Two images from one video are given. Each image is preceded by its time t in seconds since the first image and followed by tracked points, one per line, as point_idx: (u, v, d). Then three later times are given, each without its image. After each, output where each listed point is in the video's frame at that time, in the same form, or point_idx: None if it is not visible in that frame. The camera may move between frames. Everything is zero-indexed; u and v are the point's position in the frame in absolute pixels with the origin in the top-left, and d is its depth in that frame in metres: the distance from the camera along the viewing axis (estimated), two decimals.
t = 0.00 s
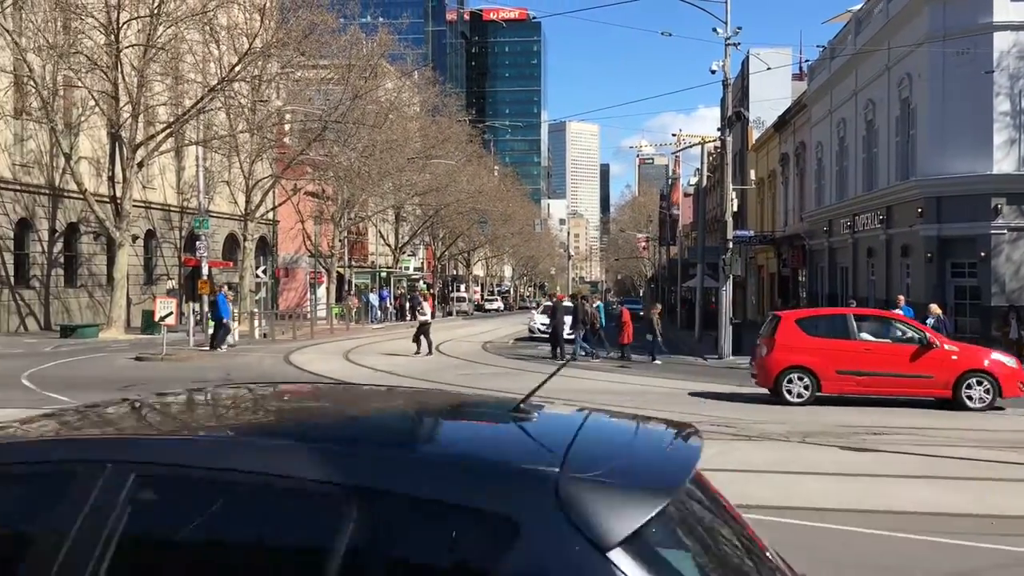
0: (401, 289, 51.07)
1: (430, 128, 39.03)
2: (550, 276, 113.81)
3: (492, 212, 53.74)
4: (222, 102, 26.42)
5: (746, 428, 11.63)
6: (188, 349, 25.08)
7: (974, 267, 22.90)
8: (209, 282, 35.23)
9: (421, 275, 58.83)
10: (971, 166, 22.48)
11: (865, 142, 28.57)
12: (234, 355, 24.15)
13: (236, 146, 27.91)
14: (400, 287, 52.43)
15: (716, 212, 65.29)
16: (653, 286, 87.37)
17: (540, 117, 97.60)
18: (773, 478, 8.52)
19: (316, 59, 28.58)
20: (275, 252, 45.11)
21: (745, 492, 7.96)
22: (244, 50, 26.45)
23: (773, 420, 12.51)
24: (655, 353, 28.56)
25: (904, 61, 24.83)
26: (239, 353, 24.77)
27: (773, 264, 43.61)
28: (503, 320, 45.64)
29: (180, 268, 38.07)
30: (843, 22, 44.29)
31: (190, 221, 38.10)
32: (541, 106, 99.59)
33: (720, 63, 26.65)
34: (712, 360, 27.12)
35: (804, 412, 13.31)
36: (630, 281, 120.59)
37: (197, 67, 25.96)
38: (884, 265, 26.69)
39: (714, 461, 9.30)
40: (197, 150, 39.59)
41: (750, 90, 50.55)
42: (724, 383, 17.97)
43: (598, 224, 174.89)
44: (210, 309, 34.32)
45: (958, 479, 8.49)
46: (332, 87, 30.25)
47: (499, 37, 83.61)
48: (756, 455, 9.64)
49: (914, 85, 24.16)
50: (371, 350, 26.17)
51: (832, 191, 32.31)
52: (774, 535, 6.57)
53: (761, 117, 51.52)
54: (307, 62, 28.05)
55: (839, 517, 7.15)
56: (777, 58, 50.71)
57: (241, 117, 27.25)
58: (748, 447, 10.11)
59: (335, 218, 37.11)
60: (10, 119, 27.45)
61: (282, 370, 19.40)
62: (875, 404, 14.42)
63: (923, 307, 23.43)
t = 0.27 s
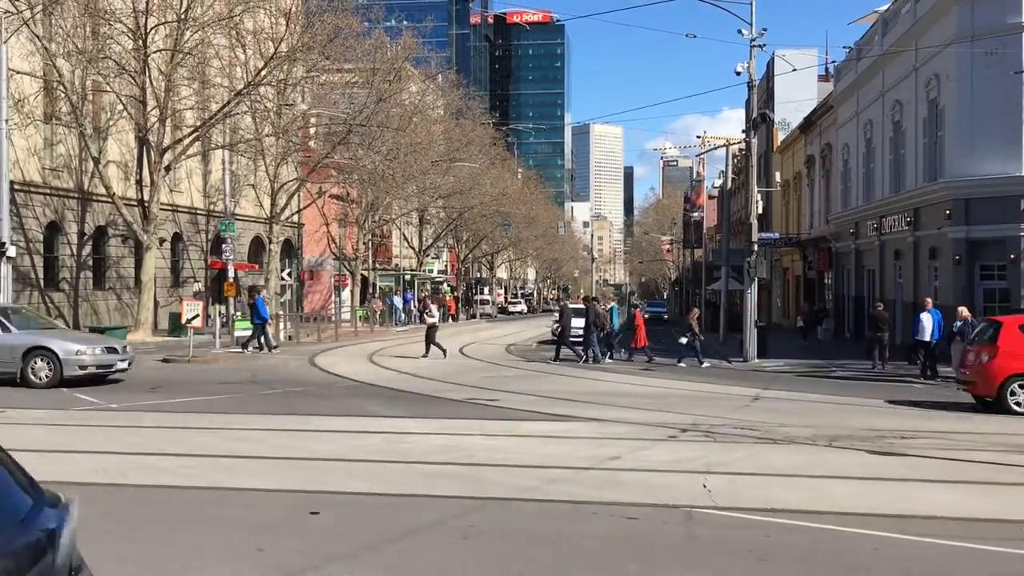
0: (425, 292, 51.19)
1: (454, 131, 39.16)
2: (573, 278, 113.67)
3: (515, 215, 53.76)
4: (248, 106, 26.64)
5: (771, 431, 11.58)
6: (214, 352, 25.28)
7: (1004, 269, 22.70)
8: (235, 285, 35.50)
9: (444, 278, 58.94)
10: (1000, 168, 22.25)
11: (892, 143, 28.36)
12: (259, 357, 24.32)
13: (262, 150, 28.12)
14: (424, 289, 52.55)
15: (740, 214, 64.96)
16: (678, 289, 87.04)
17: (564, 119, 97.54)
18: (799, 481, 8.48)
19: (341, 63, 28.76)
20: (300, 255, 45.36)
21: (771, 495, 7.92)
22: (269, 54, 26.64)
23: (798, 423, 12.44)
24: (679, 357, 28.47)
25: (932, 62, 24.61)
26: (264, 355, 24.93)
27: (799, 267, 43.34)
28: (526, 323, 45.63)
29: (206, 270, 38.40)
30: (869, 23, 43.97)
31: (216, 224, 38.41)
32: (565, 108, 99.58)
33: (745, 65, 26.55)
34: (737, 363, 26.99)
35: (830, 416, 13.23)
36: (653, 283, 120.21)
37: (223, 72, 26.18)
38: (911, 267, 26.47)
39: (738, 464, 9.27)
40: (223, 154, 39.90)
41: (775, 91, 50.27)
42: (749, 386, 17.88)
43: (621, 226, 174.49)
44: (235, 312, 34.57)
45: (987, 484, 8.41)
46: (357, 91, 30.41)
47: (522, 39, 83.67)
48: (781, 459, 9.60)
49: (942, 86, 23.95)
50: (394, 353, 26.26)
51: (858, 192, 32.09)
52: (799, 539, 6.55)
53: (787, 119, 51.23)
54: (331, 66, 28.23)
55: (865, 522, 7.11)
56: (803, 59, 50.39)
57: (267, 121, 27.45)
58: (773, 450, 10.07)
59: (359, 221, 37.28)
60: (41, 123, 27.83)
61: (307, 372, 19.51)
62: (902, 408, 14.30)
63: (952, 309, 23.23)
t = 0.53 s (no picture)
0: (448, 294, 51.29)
1: (476, 134, 39.26)
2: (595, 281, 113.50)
3: (537, 217, 53.77)
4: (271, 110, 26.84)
5: (795, 434, 11.50)
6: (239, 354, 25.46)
7: None
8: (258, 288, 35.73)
9: (467, 280, 59.02)
10: None
11: (917, 144, 28.12)
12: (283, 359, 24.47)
13: (286, 153, 28.31)
14: (446, 292, 52.63)
15: (764, 215, 64.62)
16: (700, 291, 86.70)
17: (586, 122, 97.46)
18: (824, 485, 8.42)
19: (363, 67, 28.90)
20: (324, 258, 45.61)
21: (795, 499, 7.87)
22: (293, 58, 26.81)
23: (822, 427, 12.36)
24: (703, 360, 28.34)
25: (958, 62, 24.39)
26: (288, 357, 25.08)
27: (823, 269, 43.03)
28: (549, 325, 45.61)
29: (230, 273, 38.66)
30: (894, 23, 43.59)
31: (240, 227, 38.70)
32: (587, 111, 99.53)
33: (768, 66, 26.44)
34: (761, 366, 26.90)
35: (854, 419, 13.14)
36: (676, 286, 119.83)
37: (247, 76, 26.38)
38: (937, 269, 26.22)
39: (762, 467, 9.22)
40: (246, 158, 40.23)
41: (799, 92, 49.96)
42: (772, 389, 17.78)
43: (643, 229, 174.09)
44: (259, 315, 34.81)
45: (1014, 489, 8.31)
46: (379, 94, 30.55)
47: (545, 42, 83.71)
48: (805, 463, 9.54)
49: (968, 87, 23.73)
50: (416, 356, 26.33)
51: (883, 194, 31.84)
52: (823, 544, 6.50)
53: (811, 120, 50.90)
54: (354, 70, 28.40)
55: (890, 526, 7.05)
56: (828, 60, 50.04)
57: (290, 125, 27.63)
58: (796, 454, 10.00)
59: (382, 223, 37.42)
60: (69, 128, 28.15)
61: (330, 374, 19.63)
62: (927, 412, 14.16)
63: (978, 312, 23.00)
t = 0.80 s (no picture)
0: (469, 297, 51.31)
1: (497, 137, 39.28)
2: (617, 283, 113.27)
3: (558, 220, 53.74)
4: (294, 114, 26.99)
5: (819, 437, 11.43)
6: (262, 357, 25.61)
7: None
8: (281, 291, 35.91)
9: (488, 283, 59.02)
10: None
11: (942, 145, 27.86)
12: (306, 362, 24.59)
13: (308, 157, 28.45)
14: (467, 294, 52.70)
15: (786, 217, 64.26)
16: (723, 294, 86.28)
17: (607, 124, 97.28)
18: (848, 488, 8.36)
19: (385, 70, 28.99)
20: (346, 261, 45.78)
21: (819, 502, 7.82)
22: (315, 62, 26.96)
23: (847, 430, 12.27)
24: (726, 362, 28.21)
25: (983, 62, 24.14)
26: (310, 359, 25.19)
27: (847, 271, 42.71)
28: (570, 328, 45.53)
29: (253, 275, 38.91)
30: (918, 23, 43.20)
31: (263, 231, 38.93)
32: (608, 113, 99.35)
33: (790, 67, 26.31)
34: (785, 369, 26.74)
35: (879, 423, 13.04)
36: (698, 288, 119.33)
37: (270, 81, 26.54)
38: (963, 271, 25.96)
39: (786, 471, 9.17)
40: (268, 162, 40.50)
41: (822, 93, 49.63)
42: (796, 392, 17.66)
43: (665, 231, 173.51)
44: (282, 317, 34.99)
45: None
46: (400, 98, 30.63)
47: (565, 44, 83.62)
48: (829, 466, 9.47)
49: (994, 86, 23.48)
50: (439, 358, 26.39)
51: (908, 195, 31.57)
52: (848, 547, 6.46)
53: (834, 121, 50.58)
54: (376, 74, 28.50)
55: (916, 530, 6.99)
56: (851, 60, 49.69)
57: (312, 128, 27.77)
58: (821, 457, 9.93)
59: (403, 226, 37.52)
60: (95, 133, 28.46)
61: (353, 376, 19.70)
62: (954, 415, 14.03)
63: (1006, 314, 22.74)
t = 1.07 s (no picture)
0: (488, 298, 51.36)
1: (516, 138, 39.30)
2: (637, 284, 112.99)
3: (578, 220, 53.71)
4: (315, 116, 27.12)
5: (841, 439, 11.34)
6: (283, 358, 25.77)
7: None
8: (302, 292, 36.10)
9: (507, 284, 59.05)
10: None
11: (966, 144, 27.61)
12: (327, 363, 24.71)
13: (329, 159, 28.58)
14: (487, 295, 52.77)
15: (808, 217, 63.87)
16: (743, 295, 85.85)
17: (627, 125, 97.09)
18: (870, 490, 8.30)
19: (405, 72, 29.08)
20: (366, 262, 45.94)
21: (841, 504, 7.77)
22: (335, 64, 27.07)
23: (869, 431, 12.18)
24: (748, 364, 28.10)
25: (1008, 60, 23.89)
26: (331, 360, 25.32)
27: (870, 271, 42.42)
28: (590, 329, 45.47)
29: (274, 277, 39.14)
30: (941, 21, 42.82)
31: (284, 232, 39.15)
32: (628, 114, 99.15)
33: (812, 67, 26.18)
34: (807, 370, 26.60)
35: (902, 424, 12.94)
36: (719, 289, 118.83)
37: (291, 83, 26.68)
38: (988, 271, 25.71)
39: (807, 472, 9.11)
40: (289, 164, 40.72)
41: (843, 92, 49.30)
42: (817, 393, 17.55)
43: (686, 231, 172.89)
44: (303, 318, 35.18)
45: None
46: (420, 99, 30.71)
47: (585, 45, 83.53)
48: (852, 467, 9.41)
49: (1018, 85, 23.22)
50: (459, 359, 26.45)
51: (931, 195, 31.31)
52: (870, 549, 6.41)
53: (856, 121, 50.23)
54: (396, 75, 28.59)
55: (940, 533, 6.92)
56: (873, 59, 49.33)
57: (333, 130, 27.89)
58: (843, 458, 9.86)
59: (423, 228, 37.61)
60: (118, 136, 28.71)
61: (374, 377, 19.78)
62: (978, 416, 13.90)
63: None
